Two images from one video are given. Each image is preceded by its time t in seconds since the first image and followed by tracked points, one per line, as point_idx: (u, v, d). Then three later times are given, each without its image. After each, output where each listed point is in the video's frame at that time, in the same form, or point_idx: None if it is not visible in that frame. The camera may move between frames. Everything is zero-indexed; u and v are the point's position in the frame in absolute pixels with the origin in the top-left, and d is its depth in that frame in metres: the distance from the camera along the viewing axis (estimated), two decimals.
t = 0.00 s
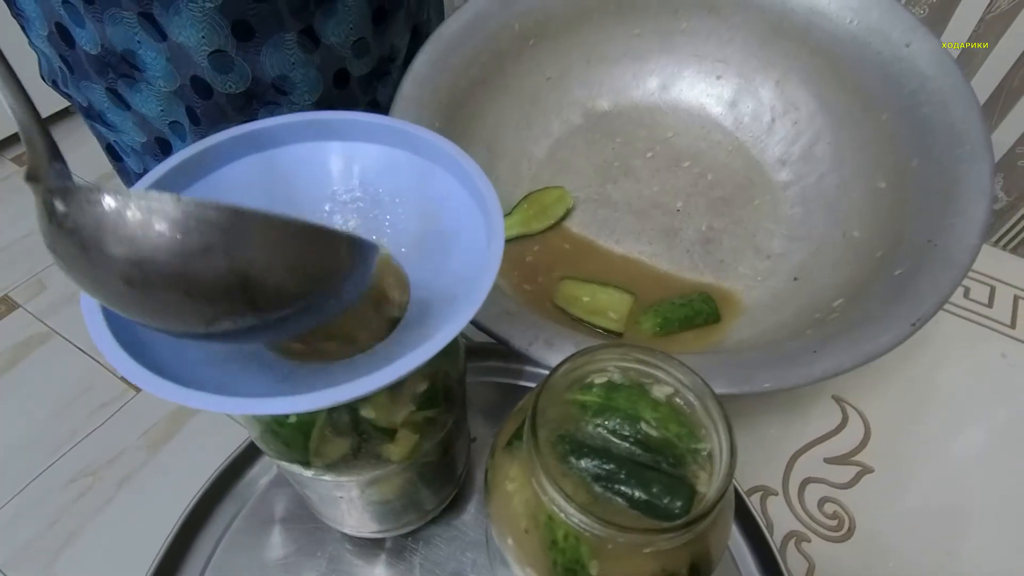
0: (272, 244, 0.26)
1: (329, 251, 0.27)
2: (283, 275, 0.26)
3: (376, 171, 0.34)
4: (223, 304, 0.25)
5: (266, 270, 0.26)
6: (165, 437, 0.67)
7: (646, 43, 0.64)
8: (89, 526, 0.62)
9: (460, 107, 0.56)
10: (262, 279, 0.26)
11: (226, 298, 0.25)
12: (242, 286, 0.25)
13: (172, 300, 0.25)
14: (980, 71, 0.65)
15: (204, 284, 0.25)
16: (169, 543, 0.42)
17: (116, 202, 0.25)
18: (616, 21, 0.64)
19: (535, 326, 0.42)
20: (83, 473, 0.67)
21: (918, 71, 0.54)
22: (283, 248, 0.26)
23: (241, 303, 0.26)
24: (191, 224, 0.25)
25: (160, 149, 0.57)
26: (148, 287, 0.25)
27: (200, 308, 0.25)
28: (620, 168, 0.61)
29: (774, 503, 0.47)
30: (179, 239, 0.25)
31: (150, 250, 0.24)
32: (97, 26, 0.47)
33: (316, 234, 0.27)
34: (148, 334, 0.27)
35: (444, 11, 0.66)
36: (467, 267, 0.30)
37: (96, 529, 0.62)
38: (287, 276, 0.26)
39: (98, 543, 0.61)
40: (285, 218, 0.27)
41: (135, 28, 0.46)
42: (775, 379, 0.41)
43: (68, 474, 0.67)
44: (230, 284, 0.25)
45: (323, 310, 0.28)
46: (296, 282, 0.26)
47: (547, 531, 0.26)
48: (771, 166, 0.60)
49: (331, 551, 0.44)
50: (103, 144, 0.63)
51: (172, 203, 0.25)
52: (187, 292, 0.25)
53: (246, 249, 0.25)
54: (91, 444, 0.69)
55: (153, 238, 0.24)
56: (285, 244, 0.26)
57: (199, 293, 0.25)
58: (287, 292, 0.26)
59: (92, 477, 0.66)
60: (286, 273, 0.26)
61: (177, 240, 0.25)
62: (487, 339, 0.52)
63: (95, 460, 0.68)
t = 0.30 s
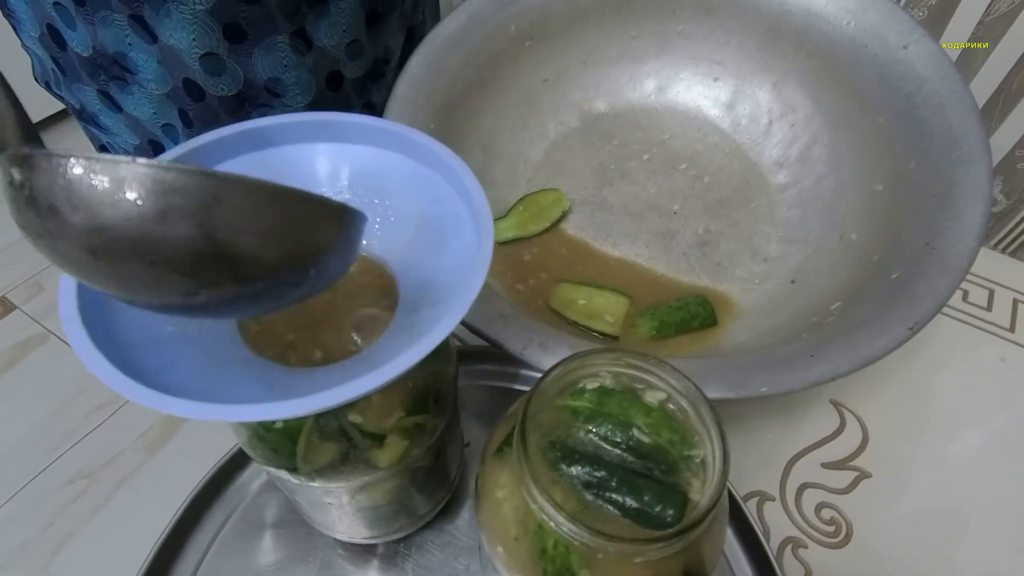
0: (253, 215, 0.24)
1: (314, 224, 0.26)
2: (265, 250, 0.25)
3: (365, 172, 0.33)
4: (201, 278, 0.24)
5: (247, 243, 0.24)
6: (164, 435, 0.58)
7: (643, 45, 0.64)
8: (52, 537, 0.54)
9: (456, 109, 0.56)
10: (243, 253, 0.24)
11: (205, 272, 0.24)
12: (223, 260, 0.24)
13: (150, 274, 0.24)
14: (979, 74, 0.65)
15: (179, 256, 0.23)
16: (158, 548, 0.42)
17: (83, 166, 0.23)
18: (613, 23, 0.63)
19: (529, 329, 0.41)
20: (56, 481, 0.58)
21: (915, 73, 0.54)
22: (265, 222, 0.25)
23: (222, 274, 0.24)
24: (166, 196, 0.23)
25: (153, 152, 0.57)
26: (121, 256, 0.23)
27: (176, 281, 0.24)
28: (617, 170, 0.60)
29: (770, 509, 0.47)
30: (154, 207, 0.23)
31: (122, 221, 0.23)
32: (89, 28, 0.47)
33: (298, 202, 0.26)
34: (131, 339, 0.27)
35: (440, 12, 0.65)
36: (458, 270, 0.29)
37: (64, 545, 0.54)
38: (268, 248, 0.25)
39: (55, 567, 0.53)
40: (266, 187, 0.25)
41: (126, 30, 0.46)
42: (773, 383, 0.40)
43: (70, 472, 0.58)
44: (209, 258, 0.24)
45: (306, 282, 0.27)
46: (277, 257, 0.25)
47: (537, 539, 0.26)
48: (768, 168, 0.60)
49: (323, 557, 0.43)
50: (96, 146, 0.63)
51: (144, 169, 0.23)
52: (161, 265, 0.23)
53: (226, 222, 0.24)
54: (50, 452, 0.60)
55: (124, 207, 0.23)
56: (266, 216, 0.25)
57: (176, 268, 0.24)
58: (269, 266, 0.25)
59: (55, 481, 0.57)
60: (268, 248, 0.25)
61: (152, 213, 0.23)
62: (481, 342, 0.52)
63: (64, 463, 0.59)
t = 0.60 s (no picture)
0: (232, 200, 0.24)
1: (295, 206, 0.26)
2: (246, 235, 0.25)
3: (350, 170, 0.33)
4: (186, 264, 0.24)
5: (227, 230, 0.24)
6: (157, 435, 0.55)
7: (638, 46, 0.64)
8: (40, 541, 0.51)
9: (450, 109, 0.56)
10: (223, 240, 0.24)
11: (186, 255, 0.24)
12: (205, 247, 0.24)
13: (136, 264, 0.24)
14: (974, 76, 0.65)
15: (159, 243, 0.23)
16: (147, 548, 0.42)
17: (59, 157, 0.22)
18: (608, 23, 0.63)
19: (522, 329, 0.41)
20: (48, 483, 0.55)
21: (908, 77, 0.54)
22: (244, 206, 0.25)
23: (206, 252, 0.24)
24: (145, 185, 0.23)
25: (145, 151, 0.56)
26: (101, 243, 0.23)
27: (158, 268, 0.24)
28: (611, 171, 0.60)
29: (764, 511, 0.46)
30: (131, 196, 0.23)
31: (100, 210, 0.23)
32: (80, 26, 0.46)
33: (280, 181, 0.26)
34: (110, 340, 0.26)
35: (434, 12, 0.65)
36: (444, 270, 0.29)
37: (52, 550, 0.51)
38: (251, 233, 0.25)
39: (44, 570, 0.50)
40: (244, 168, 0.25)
41: (117, 29, 0.46)
42: (768, 384, 0.40)
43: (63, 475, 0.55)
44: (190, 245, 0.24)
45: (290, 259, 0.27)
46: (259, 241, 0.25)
47: (523, 542, 0.26)
48: (763, 170, 0.60)
49: (313, 559, 0.43)
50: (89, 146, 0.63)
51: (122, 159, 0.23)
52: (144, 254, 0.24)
53: (208, 209, 0.24)
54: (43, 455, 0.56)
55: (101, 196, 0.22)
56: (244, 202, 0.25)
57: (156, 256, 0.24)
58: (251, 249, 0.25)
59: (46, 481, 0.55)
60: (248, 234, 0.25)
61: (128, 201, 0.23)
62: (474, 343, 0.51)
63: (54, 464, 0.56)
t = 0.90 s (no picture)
0: (199, 165, 0.23)
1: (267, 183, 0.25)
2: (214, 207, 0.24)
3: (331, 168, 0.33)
4: (144, 237, 0.23)
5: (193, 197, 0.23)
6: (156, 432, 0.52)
7: (630, 45, 0.64)
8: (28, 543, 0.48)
9: (440, 107, 0.56)
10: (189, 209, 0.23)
11: (149, 238, 0.23)
12: (170, 224, 0.23)
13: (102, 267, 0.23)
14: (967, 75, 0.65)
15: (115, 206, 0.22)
16: (132, 546, 0.41)
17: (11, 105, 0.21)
18: (601, 22, 0.63)
19: (509, 328, 0.41)
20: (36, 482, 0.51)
21: (898, 76, 0.54)
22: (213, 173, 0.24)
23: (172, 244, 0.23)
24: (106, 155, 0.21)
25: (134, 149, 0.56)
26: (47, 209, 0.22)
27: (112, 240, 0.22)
28: (602, 170, 0.60)
29: (751, 510, 0.46)
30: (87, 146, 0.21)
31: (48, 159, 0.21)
32: (68, 23, 0.46)
33: (249, 156, 0.25)
34: (86, 339, 0.26)
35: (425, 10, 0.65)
36: (420, 267, 0.29)
37: (46, 553, 0.47)
38: (219, 206, 0.24)
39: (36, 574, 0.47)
40: (216, 140, 0.24)
41: (105, 26, 0.45)
42: (753, 385, 0.40)
43: (53, 474, 0.51)
44: (150, 212, 0.22)
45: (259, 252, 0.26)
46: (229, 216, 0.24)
47: (502, 542, 0.26)
48: (753, 170, 0.60)
49: (299, 558, 0.43)
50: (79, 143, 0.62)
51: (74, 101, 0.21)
52: (95, 221, 0.22)
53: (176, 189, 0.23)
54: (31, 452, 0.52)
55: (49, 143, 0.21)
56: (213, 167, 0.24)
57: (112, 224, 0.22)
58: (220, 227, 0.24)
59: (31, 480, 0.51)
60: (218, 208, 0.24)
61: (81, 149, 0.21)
62: (463, 342, 0.51)
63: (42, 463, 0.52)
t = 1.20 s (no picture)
0: (202, 119, 0.20)
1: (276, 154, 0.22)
2: (219, 173, 0.21)
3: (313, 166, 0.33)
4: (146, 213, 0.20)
5: (197, 158, 0.20)
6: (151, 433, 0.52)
7: (622, 44, 0.64)
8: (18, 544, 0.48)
9: (433, 107, 0.56)
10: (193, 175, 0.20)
11: (150, 216, 0.20)
12: (170, 198, 0.20)
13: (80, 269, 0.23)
14: (959, 73, 0.65)
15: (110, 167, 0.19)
16: (123, 547, 0.41)
17: None
18: (593, 22, 0.63)
19: (501, 328, 0.41)
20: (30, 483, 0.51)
21: (889, 74, 0.54)
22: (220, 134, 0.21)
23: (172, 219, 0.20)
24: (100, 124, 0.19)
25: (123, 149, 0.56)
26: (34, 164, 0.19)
27: (104, 208, 0.19)
28: (595, 169, 0.60)
29: (744, 509, 0.46)
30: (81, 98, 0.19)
31: (39, 106, 0.18)
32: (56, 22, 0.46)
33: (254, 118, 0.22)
34: (68, 341, 0.26)
35: (417, 10, 0.65)
36: (404, 267, 0.28)
37: (42, 554, 0.47)
38: (225, 177, 0.21)
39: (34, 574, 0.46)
40: (219, 100, 0.21)
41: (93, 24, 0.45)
42: (744, 383, 0.40)
43: (48, 476, 0.51)
44: (150, 177, 0.19)
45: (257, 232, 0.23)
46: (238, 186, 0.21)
47: (489, 542, 0.26)
48: (746, 168, 0.60)
49: (291, 559, 0.42)
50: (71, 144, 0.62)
51: (73, 38, 0.19)
52: (93, 200, 0.19)
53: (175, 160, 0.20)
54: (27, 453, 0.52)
55: (38, 87, 0.18)
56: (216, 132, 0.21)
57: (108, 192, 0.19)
58: (226, 193, 0.21)
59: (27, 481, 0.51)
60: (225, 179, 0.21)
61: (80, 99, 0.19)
62: (455, 342, 0.51)
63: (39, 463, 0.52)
